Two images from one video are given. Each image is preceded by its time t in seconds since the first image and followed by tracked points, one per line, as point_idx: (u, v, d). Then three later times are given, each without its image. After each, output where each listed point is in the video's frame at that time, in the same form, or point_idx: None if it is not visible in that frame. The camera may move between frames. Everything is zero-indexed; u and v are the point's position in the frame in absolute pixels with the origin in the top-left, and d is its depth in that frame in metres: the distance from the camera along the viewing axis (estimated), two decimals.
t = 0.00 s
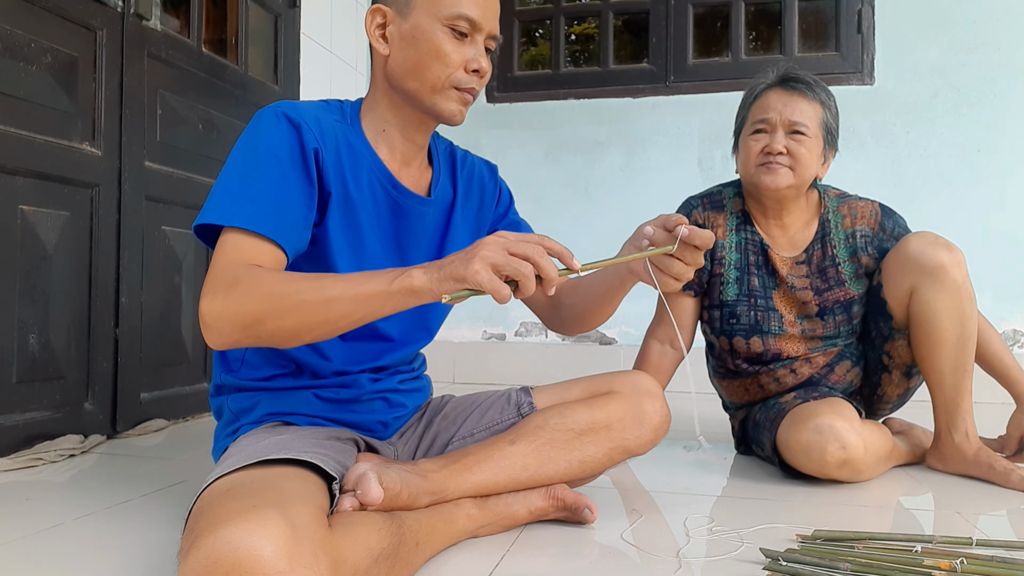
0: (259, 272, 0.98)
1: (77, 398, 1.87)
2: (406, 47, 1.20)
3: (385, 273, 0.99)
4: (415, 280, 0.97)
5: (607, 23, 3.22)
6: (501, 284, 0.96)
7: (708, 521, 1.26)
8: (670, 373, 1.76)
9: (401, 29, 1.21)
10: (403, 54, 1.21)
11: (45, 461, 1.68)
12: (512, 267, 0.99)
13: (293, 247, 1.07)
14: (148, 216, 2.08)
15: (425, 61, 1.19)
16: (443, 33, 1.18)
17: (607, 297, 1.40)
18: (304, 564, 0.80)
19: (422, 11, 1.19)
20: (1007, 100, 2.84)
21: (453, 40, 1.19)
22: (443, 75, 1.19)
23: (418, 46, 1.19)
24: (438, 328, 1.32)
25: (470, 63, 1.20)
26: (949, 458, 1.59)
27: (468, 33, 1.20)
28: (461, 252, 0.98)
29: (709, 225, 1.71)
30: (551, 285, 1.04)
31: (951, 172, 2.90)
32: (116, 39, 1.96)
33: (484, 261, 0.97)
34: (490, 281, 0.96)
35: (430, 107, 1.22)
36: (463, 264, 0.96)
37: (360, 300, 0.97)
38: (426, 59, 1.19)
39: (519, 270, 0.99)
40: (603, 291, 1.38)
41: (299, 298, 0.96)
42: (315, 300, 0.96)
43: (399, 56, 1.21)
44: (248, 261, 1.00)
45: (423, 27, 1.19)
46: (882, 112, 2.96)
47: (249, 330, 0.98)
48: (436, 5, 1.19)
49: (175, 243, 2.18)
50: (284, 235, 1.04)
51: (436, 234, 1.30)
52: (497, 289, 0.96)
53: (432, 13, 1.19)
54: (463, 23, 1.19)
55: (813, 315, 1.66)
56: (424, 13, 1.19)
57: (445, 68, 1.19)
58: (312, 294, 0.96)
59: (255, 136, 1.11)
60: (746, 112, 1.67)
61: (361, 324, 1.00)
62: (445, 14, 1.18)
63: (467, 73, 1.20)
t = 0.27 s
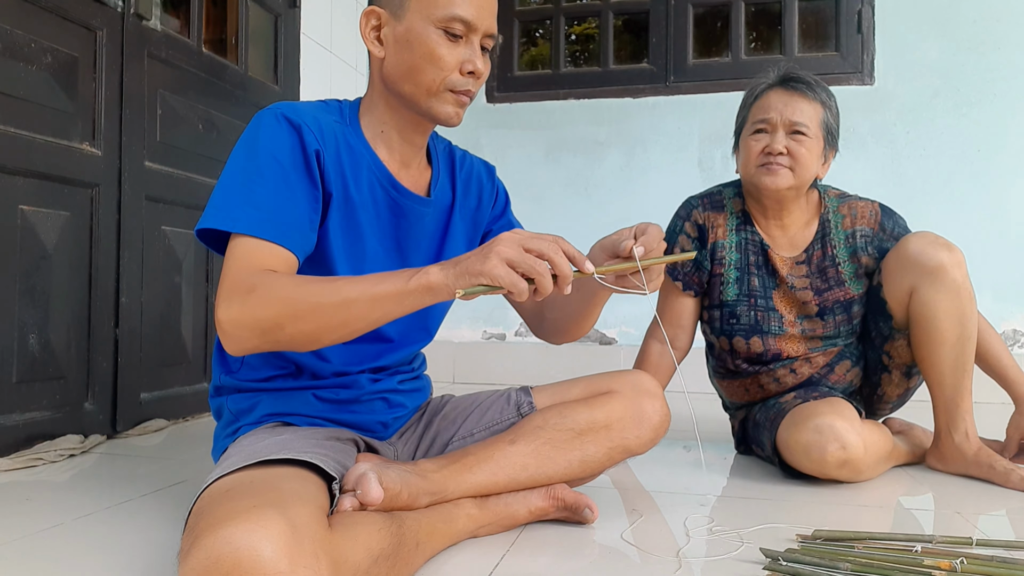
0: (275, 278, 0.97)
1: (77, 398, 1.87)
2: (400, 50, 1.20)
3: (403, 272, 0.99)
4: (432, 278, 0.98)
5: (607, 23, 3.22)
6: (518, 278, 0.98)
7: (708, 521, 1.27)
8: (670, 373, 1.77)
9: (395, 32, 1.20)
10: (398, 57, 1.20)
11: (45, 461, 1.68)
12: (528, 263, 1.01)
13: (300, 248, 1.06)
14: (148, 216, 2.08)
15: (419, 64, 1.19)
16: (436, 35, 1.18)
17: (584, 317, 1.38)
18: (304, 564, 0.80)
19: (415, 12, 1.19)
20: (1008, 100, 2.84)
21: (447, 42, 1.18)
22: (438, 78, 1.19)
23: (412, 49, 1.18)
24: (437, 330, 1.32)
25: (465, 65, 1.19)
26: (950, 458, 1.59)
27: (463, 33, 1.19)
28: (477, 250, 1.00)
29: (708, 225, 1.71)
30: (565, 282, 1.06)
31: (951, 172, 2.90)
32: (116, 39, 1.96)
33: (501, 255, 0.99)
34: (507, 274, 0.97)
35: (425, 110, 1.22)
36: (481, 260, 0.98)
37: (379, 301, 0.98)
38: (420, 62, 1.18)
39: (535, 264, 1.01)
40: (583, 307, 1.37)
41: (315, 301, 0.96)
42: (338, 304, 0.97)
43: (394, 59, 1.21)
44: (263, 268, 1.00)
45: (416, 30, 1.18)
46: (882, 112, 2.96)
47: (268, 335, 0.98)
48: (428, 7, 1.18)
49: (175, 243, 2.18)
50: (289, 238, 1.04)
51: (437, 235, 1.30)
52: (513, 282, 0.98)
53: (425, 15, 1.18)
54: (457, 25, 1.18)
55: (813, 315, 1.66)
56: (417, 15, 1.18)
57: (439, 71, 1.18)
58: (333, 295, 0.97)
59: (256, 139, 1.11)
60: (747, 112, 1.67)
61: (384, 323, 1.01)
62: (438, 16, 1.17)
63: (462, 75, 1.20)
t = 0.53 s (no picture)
0: (283, 276, 0.97)
1: (77, 398, 1.87)
2: (400, 52, 1.20)
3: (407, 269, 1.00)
4: (438, 274, 0.99)
5: (607, 23, 3.22)
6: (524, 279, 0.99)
7: (708, 521, 1.27)
8: (670, 373, 1.77)
9: (395, 34, 1.21)
10: (398, 59, 1.20)
11: (45, 461, 1.68)
12: (534, 261, 1.01)
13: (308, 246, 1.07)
14: (148, 216, 2.08)
15: (418, 68, 1.19)
16: (435, 38, 1.18)
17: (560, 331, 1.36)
18: (304, 565, 0.80)
19: (415, 15, 1.19)
20: (1008, 100, 2.84)
21: (447, 45, 1.18)
22: (437, 81, 1.19)
23: (411, 51, 1.18)
24: (438, 332, 1.32)
25: (464, 68, 1.19)
26: (950, 458, 1.59)
27: (463, 37, 1.18)
28: (482, 246, 1.00)
29: (708, 226, 1.70)
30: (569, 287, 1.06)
31: (951, 173, 2.90)
32: (116, 40, 1.96)
33: (507, 253, 0.99)
34: (512, 271, 0.97)
35: (424, 112, 1.21)
36: (486, 256, 0.98)
37: (384, 298, 0.98)
38: (419, 65, 1.18)
39: (541, 262, 1.01)
40: (557, 318, 1.35)
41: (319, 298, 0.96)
42: (344, 303, 0.97)
43: (394, 62, 1.21)
44: (268, 266, 1.00)
45: (415, 33, 1.18)
46: (882, 112, 2.96)
47: (275, 332, 0.98)
48: (428, 10, 1.18)
49: (175, 243, 2.18)
50: (297, 236, 1.05)
51: (438, 236, 1.31)
52: (518, 282, 0.98)
53: (424, 18, 1.18)
54: (457, 28, 1.17)
55: (813, 315, 1.66)
56: (417, 18, 1.18)
57: (437, 74, 1.18)
58: (337, 292, 0.97)
59: (261, 137, 1.11)
60: (747, 112, 1.67)
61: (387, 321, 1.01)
62: (438, 19, 1.17)
63: (461, 78, 1.19)
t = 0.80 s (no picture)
0: (279, 274, 0.97)
1: (77, 398, 1.87)
2: (406, 53, 1.20)
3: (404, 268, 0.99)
4: (435, 272, 0.98)
5: (607, 23, 3.22)
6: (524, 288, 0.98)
7: (708, 521, 1.27)
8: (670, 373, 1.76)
9: (403, 34, 1.21)
10: (405, 59, 1.20)
11: (45, 461, 1.68)
12: (533, 270, 1.00)
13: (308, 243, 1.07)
14: (148, 216, 2.08)
15: (423, 68, 1.18)
16: (441, 39, 1.17)
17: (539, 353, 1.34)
18: (304, 565, 0.80)
19: (422, 16, 1.19)
20: (1008, 100, 2.84)
21: (454, 46, 1.18)
22: (442, 82, 1.18)
23: (417, 51, 1.18)
24: (439, 334, 1.32)
25: (470, 69, 1.18)
26: (950, 458, 1.59)
27: (469, 38, 1.18)
28: (481, 249, 0.99)
29: (709, 226, 1.71)
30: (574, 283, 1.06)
31: (951, 172, 2.90)
32: (116, 39, 1.96)
33: (505, 262, 0.98)
34: (511, 283, 0.97)
35: (429, 113, 1.21)
36: (485, 263, 0.97)
37: (380, 296, 0.97)
38: (424, 65, 1.18)
39: (539, 274, 1.00)
40: (529, 339, 1.35)
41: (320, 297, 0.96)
42: (338, 301, 0.97)
43: (401, 62, 1.21)
44: (267, 263, 1.00)
45: (422, 34, 1.18)
46: (882, 112, 2.96)
47: (272, 329, 0.98)
48: (435, 10, 1.18)
49: (175, 243, 2.18)
50: (297, 233, 1.05)
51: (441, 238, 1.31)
52: (517, 294, 0.97)
53: (431, 19, 1.18)
54: (464, 30, 1.17)
55: (813, 316, 1.66)
56: (424, 18, 1.18)
57: (442, 75, 1.18)
58: (337, 292, 0.97)
59: (265, 135, 1.11)
60: (747, 112, 1.67)
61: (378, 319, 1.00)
62: (445, 19, 1.17)
63: (466, 79, 1.18)
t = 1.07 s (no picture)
0: (276, 255, 0.98)
1: (77, 398, 1.86)
2: (422, 49, 1.20)
3: (403, 247, 0.98)
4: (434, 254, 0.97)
5: (608, 23, 3.22)
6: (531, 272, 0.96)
7: (708, 521, 1.27)
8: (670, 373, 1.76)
9: (419, 31, 1.21)
10: (420, 56, 1.20)
11: (45, 461, 1.68)
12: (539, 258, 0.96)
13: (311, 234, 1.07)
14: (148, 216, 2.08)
15: (438, 64, 1.18)
16: (458, 37, 1.17)
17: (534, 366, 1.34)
18: (305, 565, 0.80)
19: (440, 13, 1.19)
20: (1008, 100, 2.84)
21: (469, 43, 1.18)
22: (455, 78, 1.18)
23: (433, 48, 1.18)
24: (441, 335, 1.31)
25: (484, 67, 1.18)
26: (950, 458, 1.59)
27: (485, 37, 1.18)
28: (482, 235, 0.96)
29: (709, 226, 1.70)
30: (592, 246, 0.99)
31: (951, 172, 2.90)
32: (116, 39, 1.96)
33: (507, 252, 0.95)
34: (515, 275, 0.96)
35: (441, 110, 1.21)
36: (487, 254, 0.95)
37: (379, 277, 0.97)
38: (439, 62, 1.18)
39: (545, 265, 0.96)
40: (533, 351, 1.34)
41: (322, 296, 0.97)
42: (336, 281, 0.96)
43: (416, 59, 1.21)
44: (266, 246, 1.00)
45: (438, 31, 1.18)
46: (882, 112, 2.96)
47: (268, 310, 0.97)
48: (453, 8, 1.18)
49: (175, 243, 2.18)
50: (302, 222, 1.05)
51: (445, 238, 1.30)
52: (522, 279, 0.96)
53: (449, 16, 1.18)
54: (480, 27, 1.17)
55: (813, 316, 1.66)
56: (441, 16, 1.19)
57: (457, 72, 1.18)
58: (339, 293, 0.97)
59: (276, 125, 1.12)
60: (747, 112, 1.67)
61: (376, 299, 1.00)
62: (462, 18, 1.17)
63: (480, 76, 1.19)
